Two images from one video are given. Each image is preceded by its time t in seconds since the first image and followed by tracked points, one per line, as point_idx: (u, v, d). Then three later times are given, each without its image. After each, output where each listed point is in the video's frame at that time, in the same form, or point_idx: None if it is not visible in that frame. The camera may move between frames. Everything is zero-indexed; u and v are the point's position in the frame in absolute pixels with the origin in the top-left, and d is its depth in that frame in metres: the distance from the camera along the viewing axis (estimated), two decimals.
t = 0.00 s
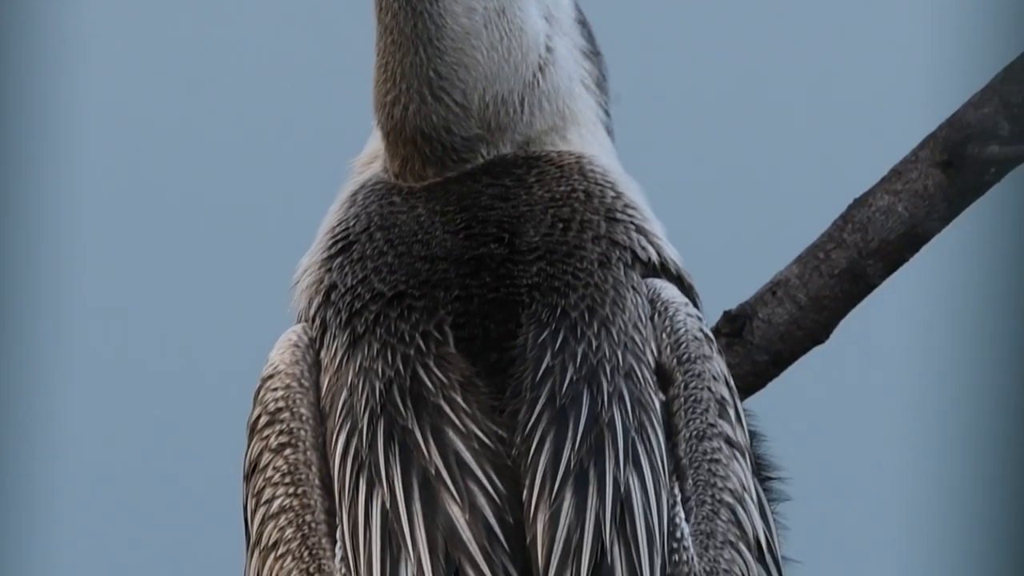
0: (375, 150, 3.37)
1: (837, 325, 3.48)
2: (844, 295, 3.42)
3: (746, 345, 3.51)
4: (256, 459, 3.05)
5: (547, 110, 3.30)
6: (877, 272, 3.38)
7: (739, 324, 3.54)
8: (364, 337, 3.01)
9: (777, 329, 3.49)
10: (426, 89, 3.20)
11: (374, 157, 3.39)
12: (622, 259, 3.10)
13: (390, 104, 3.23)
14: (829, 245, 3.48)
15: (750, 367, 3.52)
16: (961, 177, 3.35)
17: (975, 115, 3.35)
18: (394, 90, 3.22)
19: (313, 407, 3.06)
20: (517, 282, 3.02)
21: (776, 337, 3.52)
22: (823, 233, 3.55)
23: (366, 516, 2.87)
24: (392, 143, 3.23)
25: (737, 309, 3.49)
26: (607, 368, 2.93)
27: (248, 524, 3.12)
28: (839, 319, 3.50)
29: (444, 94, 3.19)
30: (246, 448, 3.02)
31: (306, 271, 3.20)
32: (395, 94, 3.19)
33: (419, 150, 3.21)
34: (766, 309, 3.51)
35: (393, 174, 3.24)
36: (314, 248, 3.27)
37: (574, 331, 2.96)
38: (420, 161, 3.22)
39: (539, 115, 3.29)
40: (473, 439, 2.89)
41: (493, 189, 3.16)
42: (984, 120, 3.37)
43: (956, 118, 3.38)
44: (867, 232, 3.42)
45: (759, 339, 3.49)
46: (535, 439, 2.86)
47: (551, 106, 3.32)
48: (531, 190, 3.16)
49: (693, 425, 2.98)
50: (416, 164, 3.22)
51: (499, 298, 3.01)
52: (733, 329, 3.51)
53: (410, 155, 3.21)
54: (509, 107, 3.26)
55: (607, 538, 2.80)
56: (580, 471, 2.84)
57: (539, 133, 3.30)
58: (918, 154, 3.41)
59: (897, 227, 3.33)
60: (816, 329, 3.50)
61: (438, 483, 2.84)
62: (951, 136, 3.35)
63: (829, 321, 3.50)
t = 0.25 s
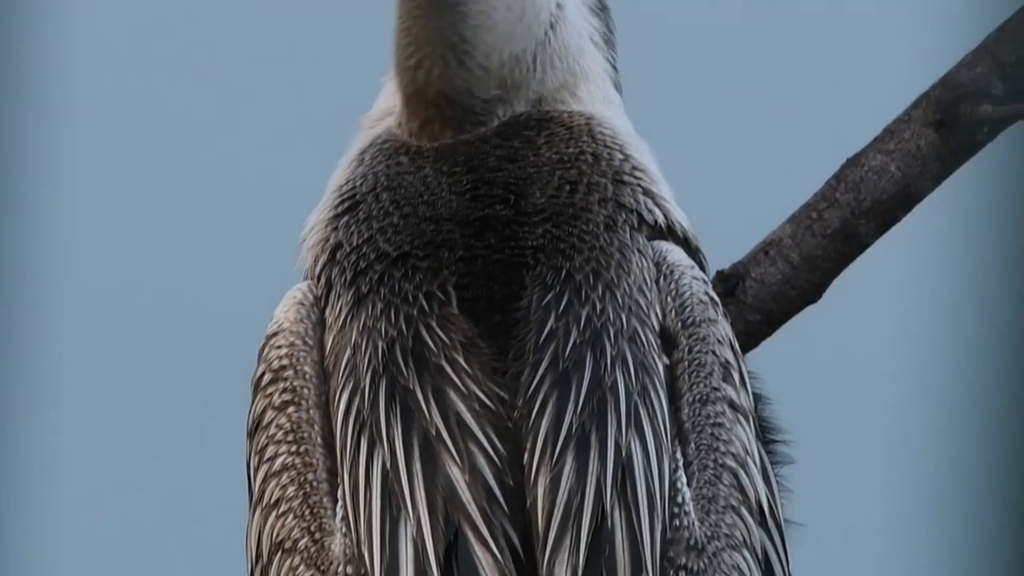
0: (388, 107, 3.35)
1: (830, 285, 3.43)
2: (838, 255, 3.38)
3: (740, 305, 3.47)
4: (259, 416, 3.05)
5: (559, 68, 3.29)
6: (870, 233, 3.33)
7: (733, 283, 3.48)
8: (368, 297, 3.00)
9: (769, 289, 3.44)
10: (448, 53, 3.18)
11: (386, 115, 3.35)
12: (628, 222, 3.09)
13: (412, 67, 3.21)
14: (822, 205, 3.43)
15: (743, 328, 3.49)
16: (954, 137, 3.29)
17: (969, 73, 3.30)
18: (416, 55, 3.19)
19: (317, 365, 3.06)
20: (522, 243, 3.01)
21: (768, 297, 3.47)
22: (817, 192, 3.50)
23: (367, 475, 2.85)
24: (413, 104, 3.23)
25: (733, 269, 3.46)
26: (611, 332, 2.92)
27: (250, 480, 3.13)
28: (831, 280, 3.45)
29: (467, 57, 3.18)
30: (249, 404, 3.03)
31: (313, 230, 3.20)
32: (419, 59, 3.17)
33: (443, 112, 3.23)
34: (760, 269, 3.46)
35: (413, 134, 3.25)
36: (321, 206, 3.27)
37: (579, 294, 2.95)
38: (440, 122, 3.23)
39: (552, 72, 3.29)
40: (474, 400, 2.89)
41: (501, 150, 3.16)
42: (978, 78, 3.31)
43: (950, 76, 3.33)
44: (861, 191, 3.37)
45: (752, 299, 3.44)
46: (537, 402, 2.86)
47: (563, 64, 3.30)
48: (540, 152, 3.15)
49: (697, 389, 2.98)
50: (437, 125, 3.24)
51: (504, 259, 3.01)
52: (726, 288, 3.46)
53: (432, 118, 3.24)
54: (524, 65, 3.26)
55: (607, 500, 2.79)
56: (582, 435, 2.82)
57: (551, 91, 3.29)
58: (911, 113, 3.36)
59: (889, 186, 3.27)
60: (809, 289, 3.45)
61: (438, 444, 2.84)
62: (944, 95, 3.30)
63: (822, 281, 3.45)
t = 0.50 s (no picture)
0: (397, 57, 3.32)
1: (820, 237, 3.46)
2: (830, 207, 3.41)
3: (731, 258, 3.48)
4: (261, 367, 3.04)
5: (572, 18, 3.27)
6: (861, 184, 3.37)
7: (723, 237, 3.49)
8: (373, 250, 2.98)
9: (761, 242, 3.46)
10: (494, 5, 3.16)
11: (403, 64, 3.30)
12: (633, 176, 3.08)
13: (456, 18, 3.17)
14: (813, 157, 3.47)
15: (735, 281, 3.50)
16: (945, 88, 3.34)
17: (960, 26, 3.34)
18: (465, 6, 3.15)
19: (320, 316, 3.05)
20: (527, 196, 3.00)
21: (760, 250, 3.49)
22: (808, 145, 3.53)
23: (370, 427, 2.83)
24: (448, 55, 3.18)
25: (726, 221, 3.46)
26: (616, 286, 2.90)
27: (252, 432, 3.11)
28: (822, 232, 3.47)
29: (513, 11, 3.17)
30: (252, 355, 3.01)
31: (316, 181, 3.18)
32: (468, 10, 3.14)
33: (475, 64, 3.19)
34: (751, 222, 3.48)
35: (437, 84, 3.20)
36: (325, 157, 3.25)
37: (584, 248, 2.94)
38: (472, 75, 3.20)
39: (564, 23, 3.27)
40: (477, 353, 2.86)
41: (508, 103, 3.14)
42: (968, 32, 3.36)
43: (940, 29, 3.38)
44: (852, 143, 3.42)
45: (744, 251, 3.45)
46: (542, 355, 2.83)
47: (579, 15, 3.29)
48: (546, 105, 3.13)
49: (700, 343, 2.97)
50: (467, 77, 3.20)
51: (509, 213, 2.99)
52: (718, 241, 3.47)
53: (462, 69, 3.19)
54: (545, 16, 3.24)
55: (611, 454, 2.75)
56: (586, 389, 2.80)
57: (562, 41, 3.28)
58: (902, 65, 3.40)
59: (882, 137, 3.32)
60: (799, 242, 3.46)
61: (442, 397, 2.80)
62: (936, 47, 3.34)
63: (813, 233, 3.47)
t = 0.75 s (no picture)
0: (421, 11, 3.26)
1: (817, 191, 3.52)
2: (825, 160, 3.47)
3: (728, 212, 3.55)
4: (264, 320, 3.03)
5: None
6: (857, 138, 3.41)
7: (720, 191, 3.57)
8: (376, 204, 2.97)
9: (757, 196, 3.53)
10: None
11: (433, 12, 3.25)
12: (638, 132, 3.07)
13: None
14: (810, 111, 3.52)
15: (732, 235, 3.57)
16: (941, 43, 3.35)
17: None
18: None
19: (323, 270, 3.04)
20: (531, 151, 2.98)
21: (757, 204, 3.55)
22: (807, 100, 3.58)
23: (371, 381, 2.81)
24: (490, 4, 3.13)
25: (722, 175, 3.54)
26: (620, 242, 2.88)
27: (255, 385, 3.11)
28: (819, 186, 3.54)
29: None
30: (255, 308, 3.01)
31: (321, 134, 3.17)
32: None
33: (523, 15, 3.14)
34: (747, 176, 3.55)
35: (482, 31, 3.15)
36: (329, 109, 3.23)
37: (588, 203, 2.92)
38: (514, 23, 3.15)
39: None
40: (479, 307, 2.84)
41: (513, 56, 3.11)
42: None
43: None
44: (848, 98, 3.46)
45: (739, 205, 3.53)
46: (545, 310, 2.82)
47: None
48: (552, 59, 3.11)
49: (703, 299, 2.96)
50: (510, 26, 3.15)
51: (513, 167, 2.97)
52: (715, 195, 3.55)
53: (507, 20, 3.14)
54: None
55: (613, 411, 2.74)
56: (589, 345, 2.78)
57: None
58: (899, 19, 3.41)
59: (877, 91, 3.36)
60: (795, 196, 3.54)
61: (444, 351, 2.78)
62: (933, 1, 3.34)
63: (810, 188, 3.53)
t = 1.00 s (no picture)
0: None
1: (814, 146, 3.58)
2: (824, 114, 3.54)
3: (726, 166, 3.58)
4: (266, 276, 3.03)
5: None
6: (856, 92, 3.49)
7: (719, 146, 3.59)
8: (379, 159, 2.96)
9: (755, 151, 3.57)
10: None
11: None
12: (641, 87, 3.08)
13: None
14: (808, 67, 3.59)
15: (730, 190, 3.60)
16: None
17: None
18: None
19: (325, 226, 3.03)
20: (534, 105, 2.98)
21: (754, 159, 3.59)
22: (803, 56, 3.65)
23: (374, 336, 2.77)
24: None
25: (721, 130, 3.56)
26: (623, 197, 2.87)
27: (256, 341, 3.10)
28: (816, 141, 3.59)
29: None
30: (256, 263, 3.00)
31: (323, 88, 3.18)
32: None
33: None
34: (745, 131, 3.59)
35: None
36: (331, 64, 3.22)
37: (591, 158, 2.91)
38: None
39: None
40: (481, 263, 2.81)
41: (516, 9, 3.10)
42: None
43: None
44: (847, 52, 3.54)
45: (738, 160, 3.56)
46: (548, 264, 2.79)
47: None
48: (555, 12, 3.11)
49: (705, 256, 2.96)
50: None
51: (516, 121, 2.97)
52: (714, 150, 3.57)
53: None
54: None
55: (616, 366, 2.70)
56: (592, 301, 2.76)
57: None
58: None
59: (878, 46, 3.44)
60: (793, 151, 3.58)
61: (447, 307, 2.75)
62: None
63: (807, 142, 3.59)
